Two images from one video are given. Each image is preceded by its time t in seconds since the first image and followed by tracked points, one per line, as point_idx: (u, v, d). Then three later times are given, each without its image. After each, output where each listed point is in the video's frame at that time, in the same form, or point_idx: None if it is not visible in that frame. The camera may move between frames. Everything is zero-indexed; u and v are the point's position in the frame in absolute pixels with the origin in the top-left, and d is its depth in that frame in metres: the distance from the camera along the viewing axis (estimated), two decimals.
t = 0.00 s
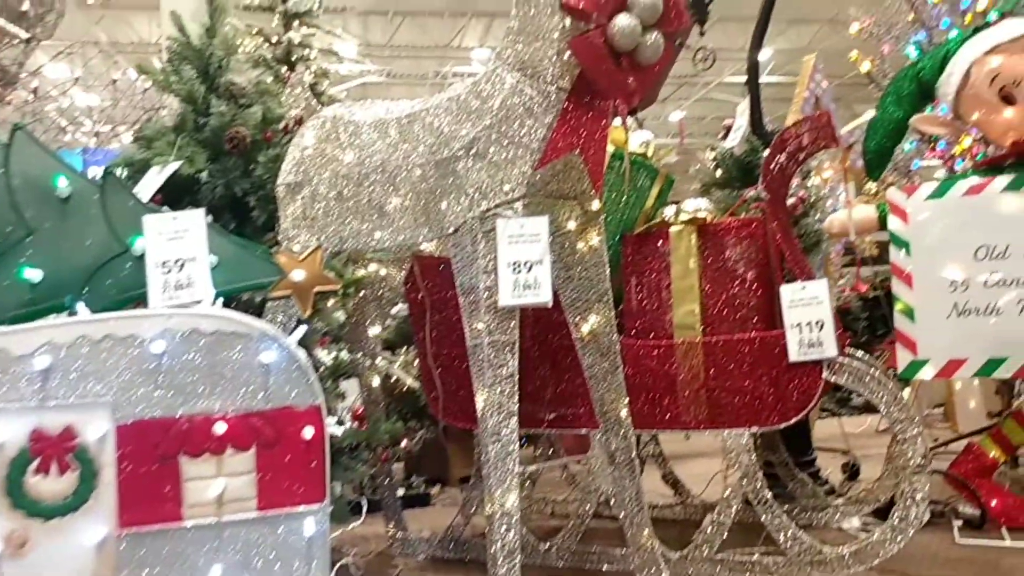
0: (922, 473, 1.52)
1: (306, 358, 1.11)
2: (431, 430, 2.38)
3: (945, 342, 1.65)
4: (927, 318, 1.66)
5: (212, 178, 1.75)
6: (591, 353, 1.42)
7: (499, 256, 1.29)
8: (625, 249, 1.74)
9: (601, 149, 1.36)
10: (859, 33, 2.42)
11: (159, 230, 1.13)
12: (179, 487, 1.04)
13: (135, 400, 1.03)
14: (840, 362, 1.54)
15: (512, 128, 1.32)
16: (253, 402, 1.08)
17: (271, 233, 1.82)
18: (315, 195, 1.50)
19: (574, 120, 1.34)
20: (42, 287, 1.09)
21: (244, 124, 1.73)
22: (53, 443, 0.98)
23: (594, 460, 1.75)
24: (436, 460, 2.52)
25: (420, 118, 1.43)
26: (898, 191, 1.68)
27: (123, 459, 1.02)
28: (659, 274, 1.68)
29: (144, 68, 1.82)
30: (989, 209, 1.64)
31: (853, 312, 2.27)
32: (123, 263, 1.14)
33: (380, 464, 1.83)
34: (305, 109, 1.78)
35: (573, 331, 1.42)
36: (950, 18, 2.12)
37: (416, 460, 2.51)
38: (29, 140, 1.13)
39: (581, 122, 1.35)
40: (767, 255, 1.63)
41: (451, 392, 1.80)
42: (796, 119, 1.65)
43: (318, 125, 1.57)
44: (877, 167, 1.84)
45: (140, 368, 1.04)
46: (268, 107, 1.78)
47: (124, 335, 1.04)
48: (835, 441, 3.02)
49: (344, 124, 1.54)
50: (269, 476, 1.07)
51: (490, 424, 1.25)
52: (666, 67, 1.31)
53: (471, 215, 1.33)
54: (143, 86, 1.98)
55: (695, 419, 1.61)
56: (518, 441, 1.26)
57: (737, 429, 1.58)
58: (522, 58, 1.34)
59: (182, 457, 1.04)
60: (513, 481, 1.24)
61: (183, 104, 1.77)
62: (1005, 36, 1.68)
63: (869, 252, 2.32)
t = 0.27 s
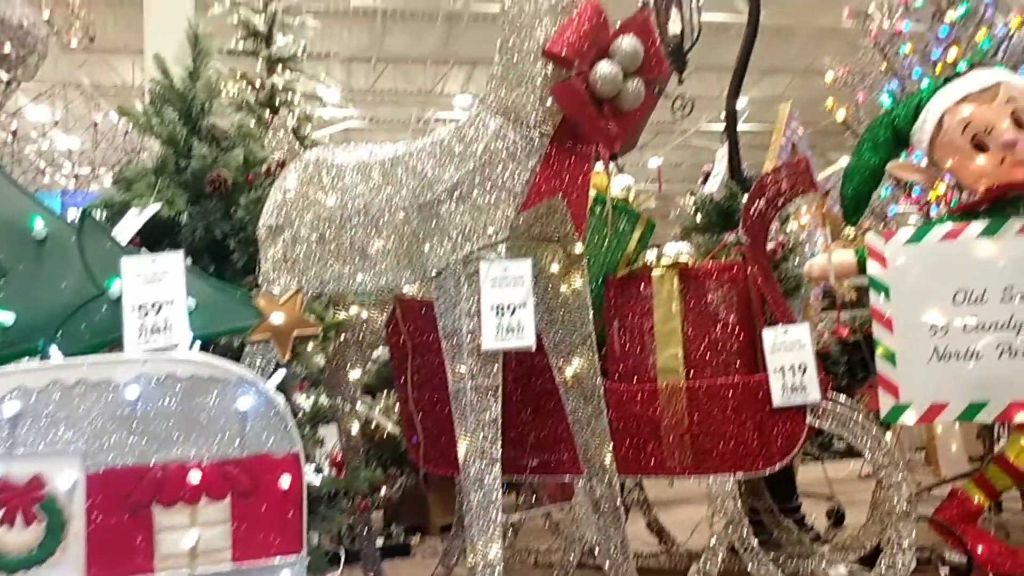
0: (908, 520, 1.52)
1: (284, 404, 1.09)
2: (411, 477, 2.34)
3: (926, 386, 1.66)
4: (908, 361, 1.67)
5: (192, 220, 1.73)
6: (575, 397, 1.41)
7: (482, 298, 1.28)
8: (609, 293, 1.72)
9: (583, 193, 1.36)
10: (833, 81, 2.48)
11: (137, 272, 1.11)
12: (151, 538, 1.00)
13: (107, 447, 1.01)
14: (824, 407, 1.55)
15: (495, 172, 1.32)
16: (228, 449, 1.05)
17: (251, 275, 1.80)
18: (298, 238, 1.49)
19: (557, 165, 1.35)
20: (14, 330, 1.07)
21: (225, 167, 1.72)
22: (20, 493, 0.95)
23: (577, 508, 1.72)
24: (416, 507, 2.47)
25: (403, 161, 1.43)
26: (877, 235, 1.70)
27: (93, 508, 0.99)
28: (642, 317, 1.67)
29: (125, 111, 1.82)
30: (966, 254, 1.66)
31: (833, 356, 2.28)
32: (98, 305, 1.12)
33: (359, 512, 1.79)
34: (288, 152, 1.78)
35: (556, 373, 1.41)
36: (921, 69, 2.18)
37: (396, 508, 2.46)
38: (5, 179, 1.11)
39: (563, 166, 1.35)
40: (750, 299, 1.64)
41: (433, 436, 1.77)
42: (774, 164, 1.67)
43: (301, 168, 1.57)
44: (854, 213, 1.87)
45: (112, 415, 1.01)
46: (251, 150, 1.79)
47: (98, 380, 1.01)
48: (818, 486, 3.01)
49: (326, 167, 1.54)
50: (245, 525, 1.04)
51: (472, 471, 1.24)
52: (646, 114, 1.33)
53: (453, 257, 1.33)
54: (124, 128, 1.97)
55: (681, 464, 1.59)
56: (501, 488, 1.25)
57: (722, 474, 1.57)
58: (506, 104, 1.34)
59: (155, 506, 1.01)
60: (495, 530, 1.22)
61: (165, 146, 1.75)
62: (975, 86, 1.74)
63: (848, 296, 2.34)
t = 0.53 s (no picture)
0: None
1: (267, 469, 1.07)
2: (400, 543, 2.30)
3: (917, 448, 1.65)
4: (898, 423, 1.66)
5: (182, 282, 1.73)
6: (563, 461, 1.40)
7: (469, 360, 1.28)
8: (598, 355, 1.72)
9: (570, 256, 1.38)
10: (815, 148, 2.52)
11: (123, 335, 1.11)
12: None
13: (85, 514, 1.00)
14: (814, 471, 1.55)
15: (482, 237, 1.35)
16: (209, 515, 1.03)
17: (240, 338, 1.80)
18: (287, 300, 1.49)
19: (543, 228, 1.37)
20: None
21: (217, 230, 1.74)
22: None
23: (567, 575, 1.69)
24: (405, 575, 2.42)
25: (392, 225, 1.45)
26: (864, 298, 1.71)
27: None
28: (632, 379, 1.66)
29: (119, 176, 1.84)
30: (952, 316, 1.67)
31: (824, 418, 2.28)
32: (82, 369, 1.12)
33: None
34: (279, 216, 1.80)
35: (545, 438, 1.40)
36: (901, 134, 2.23)
37: None
38: None
39: (549, 230, 1.37)
40: (738, 361, 1.64)
41: (421, 500, 1.74)
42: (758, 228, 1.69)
43: (291, 233, 1.56)
44: (840, 274, 1.89)
45: (91, 481, 1.01)
46: (242, 214, 1.81)
47: (79, 445, 1.02)
48: (813, 551, 2.96)
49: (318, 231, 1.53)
50: None
51: (457, 538, 1.23)
52: (632, 181, 1.34)
53: (441, 319, 1.34)
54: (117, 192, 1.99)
55: (672, 530, 1.56)
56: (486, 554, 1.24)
57: (714, 540, 1.55)
58: (491, 170, 1.37)
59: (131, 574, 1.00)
60: None
61: (157, 210, 1.76)
62: (953, 153, 1.77)
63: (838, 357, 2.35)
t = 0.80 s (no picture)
0: None
1: (246, 495, 1.09)
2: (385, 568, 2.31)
3: (892, 472, 1.67)
4: (873, 447, 1.69)
5: (169, 310, 1.76)
6: (542, 487, 1.41)
7: (446, 388, 1.31)
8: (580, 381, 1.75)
9: (547, 285, 1.38)
10: (797, 176, 2.50)
11: (106, 365, 1.14)
12: None
13: (63, 541, 1.03)
14: (787, 495, 1.55)
15: (461, 267, 1.37)
16: (187, 541, 1.06)
17: (226, 364, 1.83)
18: (263, 330, 1.54)
19: (519, 259, 1.38)
20: None
21: (204, 259, 1.77)
22: None
23: None
24: None
25: (374, 255, 1.48)
26: (840, 324, 1.76)
27: None
28: (610, 405, 1.70)
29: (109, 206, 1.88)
30: (926, 342, 1.69)
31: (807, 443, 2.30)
32: (65, 398, 1.14)
33: None
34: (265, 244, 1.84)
35: (524, 463, 1.42)
36: (880, 163, 2.28)
37: None
38: None
39: (526, 260, 1.39)
40: (717, 387, 1.66)
41: (402, 525, 1.74)
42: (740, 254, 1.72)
43: (276, 262, 1.61)
44: (820, 300, 1.91)
45: (70, 508, 1.04)
46: (230, 243, 1.85)
47: (60, 473, 1.04)
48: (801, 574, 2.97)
49: (301, 257, 1.58)
50: None
51: (432, 564, 1.25)
52: (607, 213, 1.40)
53: (421, 348, 1.35)
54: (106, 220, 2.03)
55: (650, 553, 1.59)
56: None
57: (692, 563, 1.56)
58: (471, 203, 1.40)
59: None
60: None
61: (145, 240, 1.80)
62: (927, 183, 1.80)
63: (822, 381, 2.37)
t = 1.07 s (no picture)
0: None
1: (223, 494, 1.12)
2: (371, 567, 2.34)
3: (865, 472, 1.70)
4: (847, 448, 1.72)
5: (155, 313, 1.79)
6: (519, 486, 1.44)
7: (422, 390, 1.34)
8: (560, 380, 1.80)
9: (522, 290, 1.42)
10: (779, 180, 2.51)
11: (88, 368, 1.18)
12: None
13: (45, 539, 1.06)
14: (758, 494, 1.57)
15: (439, 270, 1.41)
16: (166, 539, 1.09)
17: (211, 367, 1.86)
18: (246, 335, 1.58)
19: (495, 264, 1.42)
20: None
21: (190, 263, 1.81)
22: None
23: None
24: None
25: (354, 260, 1.52)
26: (815, 327, 1.79)
27: None
28: (589, 406, 1.74)
29: (97, 211, 1.91)
30: (899, 345, 1.73)
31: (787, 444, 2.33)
32: (48, 400, 1.18)
33: None
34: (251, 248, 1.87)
35: (500, 462, 1.44)
36: (859, 167, 2.30)
37: None
38: None
39: (502, 265, 1.43)
40: (694, 388, 1.67)
41: (383, 524, 1.76)
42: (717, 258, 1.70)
43: (260, 266, 1.65)
44: (796, 302, 1.95)
45: (52, 507, 1.07)
46: (216, 247, 1.88)
47: (41, 472, 1.07)
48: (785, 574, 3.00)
49: (284, 261, 1.62)
50: None
51: (407, 564, 1.29)
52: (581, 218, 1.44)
53: (394, 351, 1.40)
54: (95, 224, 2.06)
55: (626, 551, 1.63)
56: None
57: (665, 561, 1.60)
58: (447, 210, 1.44)
59: None
60: None
61: (133, 244, 1.84)
62: (900, 189, 1.83)
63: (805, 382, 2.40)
